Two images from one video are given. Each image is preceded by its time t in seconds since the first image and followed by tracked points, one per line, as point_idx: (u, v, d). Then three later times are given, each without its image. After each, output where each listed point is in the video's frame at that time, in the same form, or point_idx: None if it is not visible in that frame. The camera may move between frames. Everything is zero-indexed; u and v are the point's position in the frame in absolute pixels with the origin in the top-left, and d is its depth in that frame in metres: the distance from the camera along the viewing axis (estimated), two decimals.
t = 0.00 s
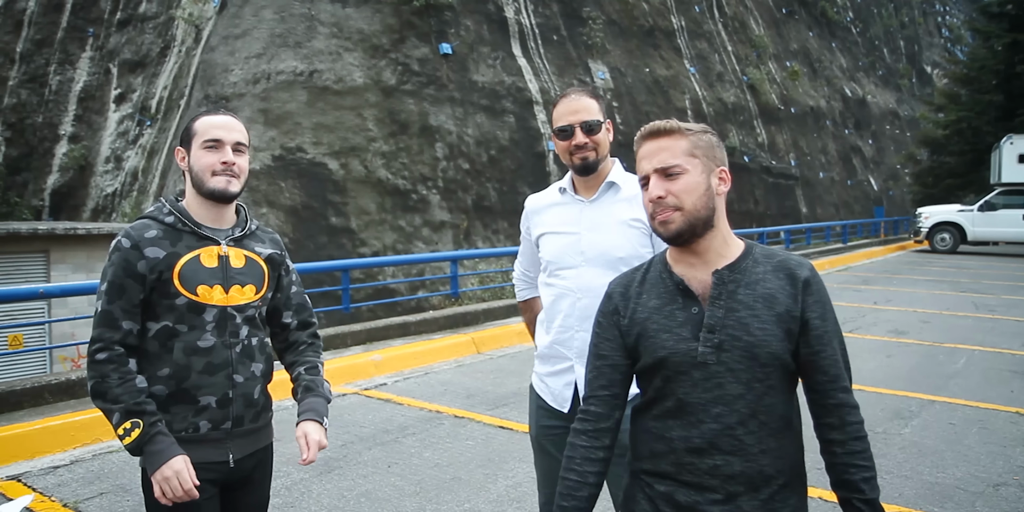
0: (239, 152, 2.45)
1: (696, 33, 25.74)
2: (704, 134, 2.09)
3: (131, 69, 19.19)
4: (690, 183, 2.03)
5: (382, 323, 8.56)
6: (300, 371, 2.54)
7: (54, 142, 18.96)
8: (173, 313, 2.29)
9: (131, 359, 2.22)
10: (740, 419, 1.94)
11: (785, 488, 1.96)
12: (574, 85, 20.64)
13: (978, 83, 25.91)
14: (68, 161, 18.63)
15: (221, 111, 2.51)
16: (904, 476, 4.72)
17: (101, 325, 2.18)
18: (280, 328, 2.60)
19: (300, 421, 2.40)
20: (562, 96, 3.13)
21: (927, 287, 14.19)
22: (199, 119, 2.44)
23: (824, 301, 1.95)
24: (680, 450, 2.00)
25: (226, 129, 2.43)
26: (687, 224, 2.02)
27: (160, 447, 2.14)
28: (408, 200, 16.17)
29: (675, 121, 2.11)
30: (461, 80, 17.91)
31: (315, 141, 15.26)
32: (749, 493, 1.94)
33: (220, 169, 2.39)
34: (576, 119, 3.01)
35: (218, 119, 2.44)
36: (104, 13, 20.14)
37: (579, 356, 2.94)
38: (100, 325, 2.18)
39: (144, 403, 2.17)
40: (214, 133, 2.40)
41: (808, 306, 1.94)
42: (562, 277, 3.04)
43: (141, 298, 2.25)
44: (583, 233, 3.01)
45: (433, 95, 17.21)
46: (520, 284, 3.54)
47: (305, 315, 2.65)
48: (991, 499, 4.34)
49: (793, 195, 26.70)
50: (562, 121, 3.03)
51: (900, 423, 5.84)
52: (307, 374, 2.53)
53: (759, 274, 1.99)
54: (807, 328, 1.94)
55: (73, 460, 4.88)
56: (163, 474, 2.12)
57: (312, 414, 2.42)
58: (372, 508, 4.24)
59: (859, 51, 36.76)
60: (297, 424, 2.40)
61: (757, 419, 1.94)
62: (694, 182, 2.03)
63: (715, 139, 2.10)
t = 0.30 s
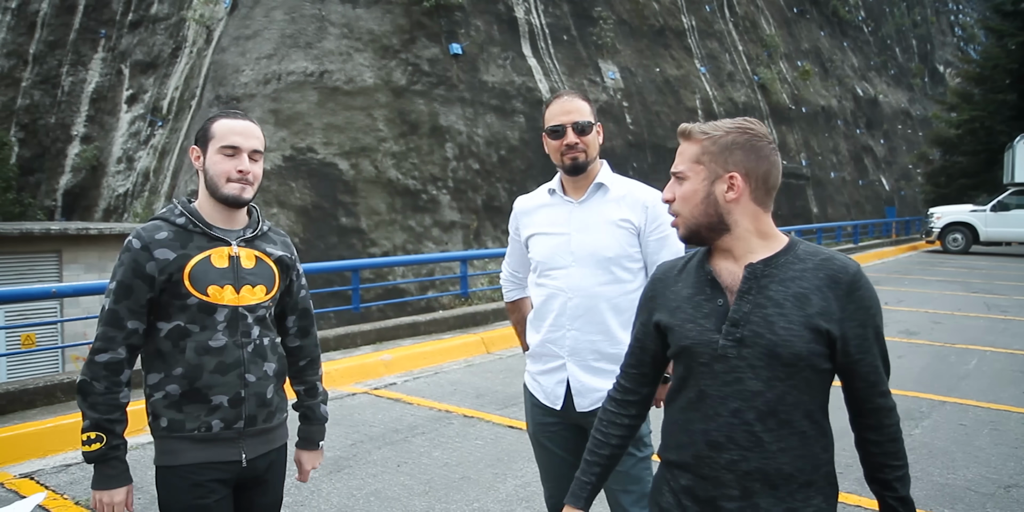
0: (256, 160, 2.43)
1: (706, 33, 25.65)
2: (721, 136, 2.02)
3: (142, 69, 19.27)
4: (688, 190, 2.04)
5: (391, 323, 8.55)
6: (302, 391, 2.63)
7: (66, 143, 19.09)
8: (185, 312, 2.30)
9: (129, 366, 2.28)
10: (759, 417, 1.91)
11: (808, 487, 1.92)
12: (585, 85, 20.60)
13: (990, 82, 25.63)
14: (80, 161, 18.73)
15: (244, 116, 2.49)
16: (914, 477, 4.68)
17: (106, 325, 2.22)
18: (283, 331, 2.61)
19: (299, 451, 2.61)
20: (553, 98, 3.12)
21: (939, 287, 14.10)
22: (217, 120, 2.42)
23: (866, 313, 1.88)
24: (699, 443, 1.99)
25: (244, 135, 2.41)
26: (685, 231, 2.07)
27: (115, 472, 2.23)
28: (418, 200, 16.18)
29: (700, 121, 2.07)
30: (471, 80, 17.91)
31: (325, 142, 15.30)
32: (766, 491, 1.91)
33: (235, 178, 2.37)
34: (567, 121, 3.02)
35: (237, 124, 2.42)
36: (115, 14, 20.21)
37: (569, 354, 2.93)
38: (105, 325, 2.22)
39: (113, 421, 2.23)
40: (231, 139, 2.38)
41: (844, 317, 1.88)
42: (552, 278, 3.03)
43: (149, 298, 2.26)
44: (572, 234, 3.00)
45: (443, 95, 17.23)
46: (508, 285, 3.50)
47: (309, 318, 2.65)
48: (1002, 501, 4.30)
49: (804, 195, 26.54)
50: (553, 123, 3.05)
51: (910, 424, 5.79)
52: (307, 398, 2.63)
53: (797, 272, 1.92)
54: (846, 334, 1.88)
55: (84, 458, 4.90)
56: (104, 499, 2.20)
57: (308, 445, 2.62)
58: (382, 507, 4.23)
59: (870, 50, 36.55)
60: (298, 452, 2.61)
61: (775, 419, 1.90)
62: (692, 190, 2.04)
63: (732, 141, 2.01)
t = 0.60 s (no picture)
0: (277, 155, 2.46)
1: (712, 33, 25.59)
2: (816, 142, 1.93)
3: (148, 69, 19.31)
4: (776, 197, 1.95)
5: (396, 322, 8.54)
6: (303, 389, 2.63)
7: (72, 142, 19.14)
8: (193, 314, 2.29)
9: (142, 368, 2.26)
10: (804, 416, 1.91)
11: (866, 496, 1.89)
12: (589, 85, 20.59)
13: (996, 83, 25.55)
14: (85, 161, 18.77)
15: (257, 113, 2.50)
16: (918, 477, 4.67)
17: (118, 328, 2.21)
18: (290, 331, 2.61)
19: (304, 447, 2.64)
20: (544, 101, 3.09)
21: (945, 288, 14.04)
22: (233, 119, 2.41)
23: (930, 307, 1.76)
24: (746, 437, 2.03)
25: (266, 134, 2.43)
26: (767, 236, 2.00)
27: (143, 469, 2.24)
28: (423, 200, 16.18)
29: (790, 123, 1.98)
30: (476, 80, 17.91)
31: (331, 141, 15.30)
32: (807, 490, 1.92)
33: (262, 175, 2.39)
34: (563, 122, 2.99)
35: (252, 122, 2.41)
36: (121, 14, 20.24)
37: (570, 354, 2.92)
38: (116, 329, 2.21)
39: (135, 420, 2.23)
40: (257, 137, 2.39)
41: (902, 314, 1.77)
42: (550, 279, 3.01)
43: (157, 300, 2.25)
44: (569, 234, 2.99)
45: (448, 95, 17.22)
46: (498, 288, 3.47)
47: (314, 318, 2.65)
48: (1005, 502, 4.28)
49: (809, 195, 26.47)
50: (547, 125, 3.02)
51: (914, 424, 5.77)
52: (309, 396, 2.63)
53: (859, 273, 1.88)
54: (901, 333, 1.77)
55: (90, 457, 4.91)
56: (138, 496, 2.22)
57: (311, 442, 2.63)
58: (386, 506, 4.23)
59: (876, 51, 36.45)
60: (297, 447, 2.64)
61: (818, 420, 1.89)
62: (781, 197, 1.95)
63: (827, 148, 1.92)
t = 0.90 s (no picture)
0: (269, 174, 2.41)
1: (710, 33, 25.60)
2: (858, 138, 1.94)
3: (145, 69, 19.29)
4: (813, 189, 1.96)
5: (394, 323, 8.53)
6: (317, 375, 2.60)
7: (69, 142, 19.06)
8: (193, 316, 2.28)
9: (139, 371, 2.23)
10: (829, 409, 1.91)
11: (902, 492, 1.88)
12: (588, 85, 20.59)
13: (993, 84, 25.63)
14: (82, 161, 18.72)
15: (261, 122, 2.46)
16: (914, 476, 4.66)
17: (117, 331, 2.19)
18: (294, 329, 2.62)
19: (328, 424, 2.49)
20: (540, 102, 3.08)
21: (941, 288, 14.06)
22: (236, 129, 2.36)
23: (964, 305, 1.75)
24: (771, 431, 2.03)
25: (264, 150, 2.38)
26: (798, 226, 2.00)
27: (146, 473, 2.17)
28: (421, 200, 16.17)
29: (839, 117, 1.97)
30: (474, 80, 17.90)
31: (328, 141, 15.28)
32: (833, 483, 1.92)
33: (251, 192, 2.36)
34: (560, 122, 2.98)
35: (258, 137, 2.38)
36: (118, 14, 20.19)
37: (562, 353, 2.91)
38: (115, 332, 2.19)
39: (137, 423, 2.18)
40: (253, 153, 2.35)
41: (938, 312, 1.77)
42: (542, 279, 3.01)
43: (158, 302, 2.24)
44: (562, 234, 2.98)
45: (446, 95, 17.20)
46: (493, 287, 3.47)
47: (320, 314, 2.65)
48: (1000, 500, 4.28)
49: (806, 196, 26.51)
50: (540, 126, 3.02)
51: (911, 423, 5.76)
52: (325, 380, 2.60)
53: (889, 272, 1.87)
54: (934, 330, 1.76)
55: (85, 458, 4.89)
56: (141, 501, 2.14)
57: (337, 419, 2.51)
58: (382, 507, 4.22)
59: (874, 51, 36.51)
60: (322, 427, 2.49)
61: (848, 413, 1.89)
62: (819, 189, 1.95)
63: (870, 145, 1.93)
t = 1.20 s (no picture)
0: (240, 152, 2.40)
1: (695, 35, 25.74)
2: (818, 142, 2.01)
3: (129, 68, 19.21)
4: (777, 192, 2.02)
5: (379, 323, 8.52)
6: (299, 391, 2.62)
7: (50, 142, 18.84)
8: (179, 319, 2.26)
9: (124, 376, 2.23)
10: (800, 404, 1.96)
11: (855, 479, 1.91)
12: (573, 86, 20.63)
13: (974, 85, 25.95)
14: (64, 160, 18.52)
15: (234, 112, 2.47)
16: (897, 475, 4.70)
17: (100, 335, 2.18)
18: (280, 332, 2.60)
19: (306, 449, 2.57)
20: (522, 108, 3.04)
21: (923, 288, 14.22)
22: (199, 118, 2.39)
23: (921, 297, 1.83)
24: (742, 429, 2.07)
25: (226, 128, 2.38)
26: (762, 229, 2.05)
27: (127, 480, 2.17)
28: (407, 200, 16.14)
29: (795, 123, 2.05)
30: (460, 80, 17.90)
31: (313, 141, 15.22)
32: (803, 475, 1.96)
33: (222, 171, 2.34)
34: (533, 142, 2.96)
35: (217, 118, 2.38)
36: (101, 12, 20.02)
37: (543, 351, 2.92)
38: (99, 335, 2.17)
39: (120, 428, 2.18)
40: (214, 133, 2.35)
41: (896, 307, 1.84)
42: (525, 277, 3.02)
43: (142, 305, 2.23)
44: (545, 233, 3.00)
45: (432, 95, 17.19)
46: (480, 286, 3.48)
47: (306, 319, 2.64)
48: (982, 498, 4.33)
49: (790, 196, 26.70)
50: (520, 145, 2.99)
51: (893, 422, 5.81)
52: (305, 395, 2.61)
53: (848, 271, 1.94)
54: (900, 322, 1.82)
55: (68, 460, 4.85)
56: (123, 507, 2.16)
57: (315, 442, 2.58)
58: (368, 507, 4.21)
59: (857, 53, 36.82)
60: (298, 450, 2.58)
61: (815, 408, 1.94)
62: (782, 193, 2.02)
63: (828, 148, 2.01)
